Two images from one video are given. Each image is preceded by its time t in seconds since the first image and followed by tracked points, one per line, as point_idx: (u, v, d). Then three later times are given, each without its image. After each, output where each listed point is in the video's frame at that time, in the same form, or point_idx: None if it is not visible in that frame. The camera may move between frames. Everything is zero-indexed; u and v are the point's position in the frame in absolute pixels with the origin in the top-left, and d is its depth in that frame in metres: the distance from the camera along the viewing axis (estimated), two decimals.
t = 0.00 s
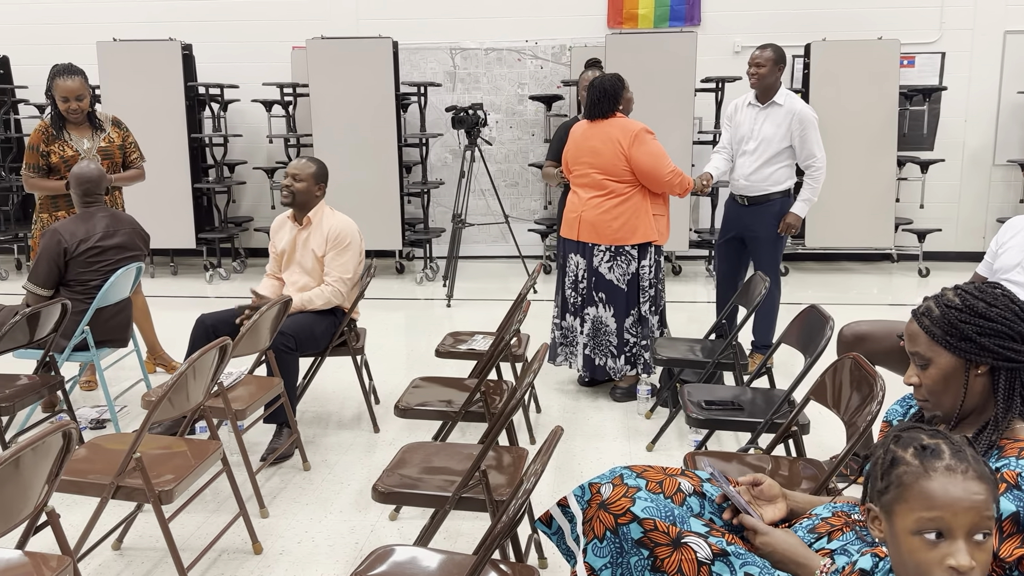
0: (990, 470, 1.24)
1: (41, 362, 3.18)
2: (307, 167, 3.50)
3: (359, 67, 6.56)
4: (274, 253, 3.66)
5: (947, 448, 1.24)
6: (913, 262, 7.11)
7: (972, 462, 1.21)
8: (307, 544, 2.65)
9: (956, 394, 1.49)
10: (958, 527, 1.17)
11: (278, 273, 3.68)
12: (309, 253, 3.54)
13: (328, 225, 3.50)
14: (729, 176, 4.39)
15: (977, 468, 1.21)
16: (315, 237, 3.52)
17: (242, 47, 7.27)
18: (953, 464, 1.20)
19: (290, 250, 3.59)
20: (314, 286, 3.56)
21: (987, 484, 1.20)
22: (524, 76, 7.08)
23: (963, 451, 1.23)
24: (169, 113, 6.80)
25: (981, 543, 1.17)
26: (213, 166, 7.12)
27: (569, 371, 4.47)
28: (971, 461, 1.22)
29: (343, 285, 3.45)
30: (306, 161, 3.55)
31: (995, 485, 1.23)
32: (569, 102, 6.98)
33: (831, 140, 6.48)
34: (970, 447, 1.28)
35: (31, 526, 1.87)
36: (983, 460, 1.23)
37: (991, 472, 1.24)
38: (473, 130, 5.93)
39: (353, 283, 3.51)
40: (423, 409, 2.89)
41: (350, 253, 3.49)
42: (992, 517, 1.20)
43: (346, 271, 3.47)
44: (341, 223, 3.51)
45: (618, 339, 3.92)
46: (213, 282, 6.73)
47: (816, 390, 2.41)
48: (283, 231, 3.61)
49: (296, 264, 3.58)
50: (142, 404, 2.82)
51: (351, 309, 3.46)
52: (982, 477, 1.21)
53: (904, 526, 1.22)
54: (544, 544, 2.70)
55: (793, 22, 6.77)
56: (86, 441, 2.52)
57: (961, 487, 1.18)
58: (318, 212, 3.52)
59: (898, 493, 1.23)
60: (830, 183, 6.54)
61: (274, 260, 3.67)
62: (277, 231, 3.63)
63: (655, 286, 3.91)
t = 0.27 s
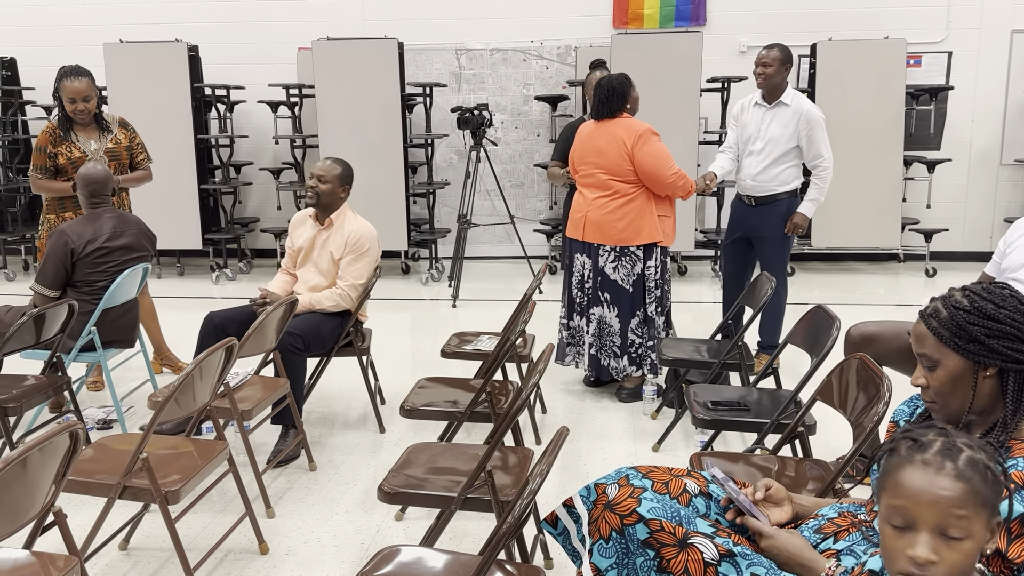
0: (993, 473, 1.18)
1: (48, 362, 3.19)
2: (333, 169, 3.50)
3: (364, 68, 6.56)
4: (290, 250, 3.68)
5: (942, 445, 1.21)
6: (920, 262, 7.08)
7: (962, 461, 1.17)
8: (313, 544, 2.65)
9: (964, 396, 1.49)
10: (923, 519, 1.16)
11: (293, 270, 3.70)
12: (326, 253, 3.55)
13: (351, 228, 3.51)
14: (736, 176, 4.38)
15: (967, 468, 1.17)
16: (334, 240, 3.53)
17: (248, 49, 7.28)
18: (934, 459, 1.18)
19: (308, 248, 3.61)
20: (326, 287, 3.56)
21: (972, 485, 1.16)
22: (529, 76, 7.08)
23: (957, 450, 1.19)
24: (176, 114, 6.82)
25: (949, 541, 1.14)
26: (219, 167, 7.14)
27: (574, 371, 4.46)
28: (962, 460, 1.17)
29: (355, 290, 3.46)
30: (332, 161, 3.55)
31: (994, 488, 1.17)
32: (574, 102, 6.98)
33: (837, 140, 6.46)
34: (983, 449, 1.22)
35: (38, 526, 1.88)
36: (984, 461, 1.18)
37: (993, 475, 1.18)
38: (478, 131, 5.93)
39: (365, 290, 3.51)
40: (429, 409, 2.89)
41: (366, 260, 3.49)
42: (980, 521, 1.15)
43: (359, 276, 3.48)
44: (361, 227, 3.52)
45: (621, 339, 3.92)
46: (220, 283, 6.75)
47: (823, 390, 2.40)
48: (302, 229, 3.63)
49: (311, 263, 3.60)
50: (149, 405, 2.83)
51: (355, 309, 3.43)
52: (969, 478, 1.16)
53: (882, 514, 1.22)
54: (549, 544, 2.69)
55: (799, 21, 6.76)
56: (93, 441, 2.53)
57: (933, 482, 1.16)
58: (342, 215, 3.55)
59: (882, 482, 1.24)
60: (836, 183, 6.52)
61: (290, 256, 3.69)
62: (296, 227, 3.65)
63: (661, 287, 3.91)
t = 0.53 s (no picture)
0: (968, 488, 1.15)
1: (52, 363, 3.20)
2: (355, 175, 3.46)
3: (367, 69, 6.57)
4: (301, 247, 3.69)
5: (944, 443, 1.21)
6: (925, 262, 7.06)
7: (933, 463, 1.17)
8: (317, 544, 2.65)
9: (969, 396, 1.48)
10: (876, 492, 1.24)
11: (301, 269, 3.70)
12: (337, 256, 3.54)
13: (367, 235, 3.51)
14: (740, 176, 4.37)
15: (934, 469, 1.17)
16: (346, 243, 3.53)
17: (252, 50, 7.30)
18: (914, 448, 1.21)
19: (319, 248, 3.61)
20: (332, 288, 3.55)
21: (929, 484, 1.17)
22: (532, 77, 7.08)
23: (942, 454, 1.18)
24: (180, 116, 6.83)
25: (889, 521, 1.20)
26: (223, 169, 7.15)
27: (578, 372, 4.46)
28: (936, 461, 1.18)
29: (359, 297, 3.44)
30: (355, 167, 3.52)
31: (960, 499, 1.15)
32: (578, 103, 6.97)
33: (841, 140, 6.44)
34: (987, 470, 1.15)
35: (43, 527, 1.88)
36: (965, 471, 1.16)
37: (968, 490, 1.15)
38: (482, 132, 5.93)
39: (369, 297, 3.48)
40: (433, 410, 2.89)
41: (375, 268, 3.47)
42: (930, 522, 1.17)
43: (363, 283, 3.45)
44: (375, 234, 3.51)
45: (623, 340, 3.92)
46: (224, 284, 6.76)
47: (828, 391, 2.39)
48: (316, 229, 3.63)
49: (321, 264, 3.60)
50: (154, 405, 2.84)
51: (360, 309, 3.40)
52: (929, 478, 1.17)
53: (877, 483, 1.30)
54: (553, 545, 2.69)
55: (803, 21, 6.74)
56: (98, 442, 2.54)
57: (895, 466, 1.21)
58: (361, 221, 3.54)
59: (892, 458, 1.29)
60: (840, 183, 6.50)
61: (300, 253, 3.70)
62: (311, 225, 3.66)
63: (663, 288, 3.91)
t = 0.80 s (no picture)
0: (976, 494, 1.14)
1: (54, 365, 3.20)
2: (360, 180, 3.45)
3: (369, 71, 6.57)
4: (304, 248, 3.69)
5: (955, 445, 1.20)
6: (927, 263, 7.06)
7: (943, 466, 1.17)
8: (320, 546, 2.65)
9: (970, 397, 1.48)
10: (882, 488, 1.23)
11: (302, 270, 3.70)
12: (339, 259, 3.54)
13: (370, 239, 3.50)
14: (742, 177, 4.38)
15: (944, 472, 1.16)
16: (349, 247, 3.52)
17: (253, 52, 7.30)
18: (924, 448, 1.20)
19: (321, 250, 3.61)
20: (333, 291, 3.55)
21: (936, 486, 1.16)
22: (534, 78, 7.08)
23: (953, 457, 1.18)
24: (182, 118, 6.84)
25: (892, 519, 1.20)
26: (225, 170, 7.16)
27: (580, 373, 4.46)
28: (946, 463, 1.17)
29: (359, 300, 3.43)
30: (360, 171, 3.51)
31: (966, 504, 1.15)
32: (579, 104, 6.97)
33: (843, 141, 6.44)
34: (998, 477, 1.15)
35: (45, 528, 1.88)
36: (974, 477, 1.15)
37: (975, 496, 1.14)
38: (483, 133, 5.93)
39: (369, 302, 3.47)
40: (435, 411, 2.89)
41: (377, 273, 3.46)
42: (933, 523, 1.17)
43: (364, 287, 3.45)
44: (378, 238, 3.50)
45: (622, 341, 3.92)
46: (226, 285, 6.76)
47: (829, 391, 2.39)
48: (320, 231, 3.63)
49: (323, 266, 3.61)
50: (155, 407, 2.84)
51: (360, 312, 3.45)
52: (937, 480, 1.16)
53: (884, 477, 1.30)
54: (555, 547, 2.69)
55: (804, 22, 6.74)
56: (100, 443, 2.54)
57: (902, 464, 1.21)
58: (364, 225, 3.54)
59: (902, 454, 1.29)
60: (842, 184, 6.50)
61: (303, 253, 3.70)
62: (314, 227, 3.66)
63: (663, 289, 3.91)
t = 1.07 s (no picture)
0: (986, 495, 1.13)
1: (55, 367, 3.21)
2: (354, 181, 3.46)
3: (369, 72, 6.58)
4: (303, 251, 3.69)
5: (971, 445, 1.19)
6: (927, 263, 7.06)
7: (954, 466, 1.16)
8: (320, 547, 2.66)
9: (968, 397, 1.49)
10: (896, 485, 1.23)
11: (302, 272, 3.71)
12: (339, 261, 3.55)
13: (369, 239, 3.51)
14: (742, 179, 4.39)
15: (954, 472, 1.15)
16: (349, 248, 3.53)
17: (253, 54, 7.31)
18: (938, 447, 1.20)
19: (321, 252, 3.62)
20: (334, 292, 3.56)
21: (946, 485, 1.16)
22: (534, 79, 7.09)
23: (965, 458, 1.16)
24: (182, 120, 6.85)
25: (902, 516, 1.20)
26: (226, 172, 7.17)
27: (580, 374, 4.46)
28: (957, 463, 1.16)
29: (360, 301, 3.44)
30: (354, 172, 3.51)
31: (975, 504, 1.13)
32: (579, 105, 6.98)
33: (843, 142, 6.44)
34: (1011, 480, 1.13)
35: (45, 530, 1.89)
36: (984, 478, 1.14)
37: (985, 497, 1.13)
38: (483, 134, 5.94)
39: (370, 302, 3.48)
40: (435, 412, 2.89)
41: (378, 273, 3.47)
42: (941, 522, 1.16)
43: (365, 288, 3.45)
44: (378, 239, 3.51)
45: (621, 342, 3.93)
46: (226, 287, 6.78)
47: (828, 392, 2.39)
48: (318, 232, 3.64)
49: (323, 268, 3.61)
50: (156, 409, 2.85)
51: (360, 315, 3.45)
52: (947, 479, 1.16)
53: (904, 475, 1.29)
54: (555, 547, 2.70)
55: (804, 23, 6.75)
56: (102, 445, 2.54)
57: (914, 462, 1.20)
58: (363, 225, 3.54)
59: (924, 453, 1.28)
60: (842, 185, 6.50)
61: (302, 256, 3.70)
62: (313, 229, 3.66)
63: (661, 289, 3.92)
